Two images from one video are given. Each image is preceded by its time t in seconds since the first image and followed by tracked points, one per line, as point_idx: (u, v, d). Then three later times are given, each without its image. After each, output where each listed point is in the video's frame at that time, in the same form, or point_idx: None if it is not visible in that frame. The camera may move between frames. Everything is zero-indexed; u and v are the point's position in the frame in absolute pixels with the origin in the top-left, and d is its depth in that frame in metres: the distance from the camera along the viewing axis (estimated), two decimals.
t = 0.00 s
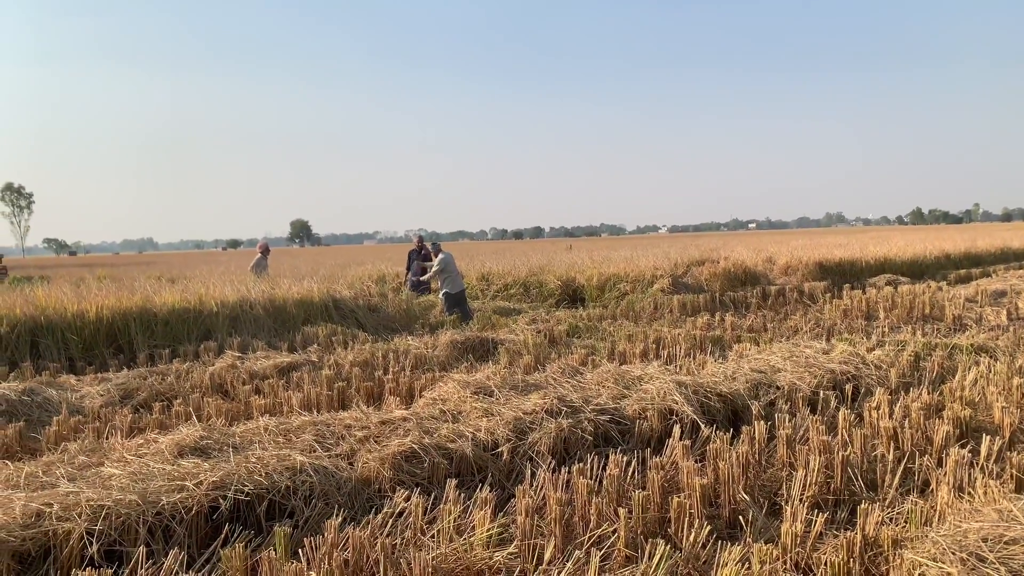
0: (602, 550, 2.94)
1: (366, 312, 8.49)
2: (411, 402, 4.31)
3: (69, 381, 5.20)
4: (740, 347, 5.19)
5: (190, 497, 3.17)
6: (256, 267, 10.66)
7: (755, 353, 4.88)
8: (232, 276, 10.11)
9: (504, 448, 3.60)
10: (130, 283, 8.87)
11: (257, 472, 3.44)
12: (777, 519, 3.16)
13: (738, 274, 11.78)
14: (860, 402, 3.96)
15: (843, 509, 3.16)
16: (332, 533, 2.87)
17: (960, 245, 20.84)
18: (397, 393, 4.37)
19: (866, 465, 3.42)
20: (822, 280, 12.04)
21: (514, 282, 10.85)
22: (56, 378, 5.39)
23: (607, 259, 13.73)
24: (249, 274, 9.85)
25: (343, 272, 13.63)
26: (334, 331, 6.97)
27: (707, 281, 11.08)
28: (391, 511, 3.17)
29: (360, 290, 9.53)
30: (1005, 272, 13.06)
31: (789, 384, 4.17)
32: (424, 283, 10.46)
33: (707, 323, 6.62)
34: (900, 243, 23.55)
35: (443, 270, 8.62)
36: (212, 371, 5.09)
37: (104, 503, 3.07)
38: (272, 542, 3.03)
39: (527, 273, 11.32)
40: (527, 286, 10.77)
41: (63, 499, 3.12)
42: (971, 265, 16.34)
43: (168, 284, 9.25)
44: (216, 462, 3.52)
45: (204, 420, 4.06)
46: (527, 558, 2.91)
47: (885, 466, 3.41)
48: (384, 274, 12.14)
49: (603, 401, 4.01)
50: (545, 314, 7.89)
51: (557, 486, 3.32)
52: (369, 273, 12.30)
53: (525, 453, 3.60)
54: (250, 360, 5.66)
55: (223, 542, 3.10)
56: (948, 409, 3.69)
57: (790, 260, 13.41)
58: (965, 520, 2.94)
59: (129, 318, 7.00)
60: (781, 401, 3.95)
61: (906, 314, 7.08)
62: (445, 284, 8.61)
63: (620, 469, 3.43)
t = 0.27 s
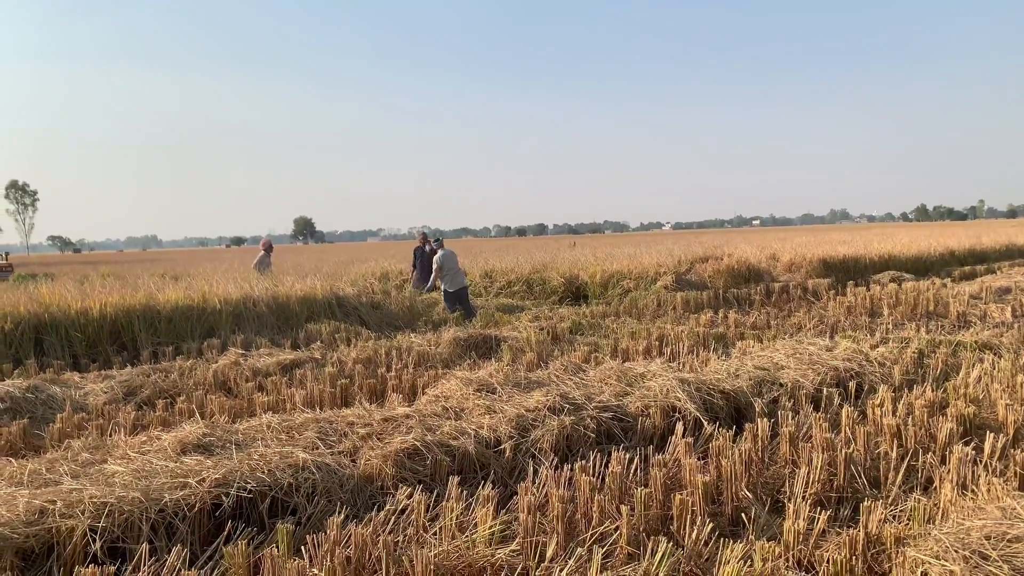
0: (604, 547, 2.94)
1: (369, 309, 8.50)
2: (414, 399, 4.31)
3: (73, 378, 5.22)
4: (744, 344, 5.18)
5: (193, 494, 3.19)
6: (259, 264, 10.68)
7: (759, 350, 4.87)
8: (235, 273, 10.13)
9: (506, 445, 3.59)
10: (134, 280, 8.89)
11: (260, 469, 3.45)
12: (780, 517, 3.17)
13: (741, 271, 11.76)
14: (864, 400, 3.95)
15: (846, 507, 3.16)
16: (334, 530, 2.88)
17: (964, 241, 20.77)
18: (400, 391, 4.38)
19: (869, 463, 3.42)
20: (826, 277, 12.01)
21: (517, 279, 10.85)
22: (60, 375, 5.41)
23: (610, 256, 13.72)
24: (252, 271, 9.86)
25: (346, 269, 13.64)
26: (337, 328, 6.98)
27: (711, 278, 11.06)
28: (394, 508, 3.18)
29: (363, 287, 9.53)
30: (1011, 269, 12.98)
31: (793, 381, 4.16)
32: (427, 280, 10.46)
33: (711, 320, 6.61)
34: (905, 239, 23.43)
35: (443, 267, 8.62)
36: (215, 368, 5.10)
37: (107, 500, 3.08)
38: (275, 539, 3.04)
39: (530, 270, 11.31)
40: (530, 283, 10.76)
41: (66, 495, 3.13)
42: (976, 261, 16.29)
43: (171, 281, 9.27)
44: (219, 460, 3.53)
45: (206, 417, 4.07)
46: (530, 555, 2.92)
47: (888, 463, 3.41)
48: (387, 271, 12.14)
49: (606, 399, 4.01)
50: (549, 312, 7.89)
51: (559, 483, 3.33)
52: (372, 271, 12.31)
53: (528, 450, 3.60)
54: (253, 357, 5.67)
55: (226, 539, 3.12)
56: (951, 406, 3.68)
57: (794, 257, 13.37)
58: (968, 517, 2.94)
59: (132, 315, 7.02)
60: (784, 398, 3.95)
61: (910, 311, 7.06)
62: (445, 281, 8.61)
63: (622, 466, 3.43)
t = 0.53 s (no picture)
0: (605, 544, 2.95)
1: (371, 307, 8.50)
2: (416, 397, 4.32)
3: (76, 376, 5.24)
4: (746, 342, 5.17)
5: (195, 491, 3.20)
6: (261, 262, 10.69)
7: (761, 348, 4.86)
8: (237, 271, 10.14)
9: (508, 443, 3.60)
10: (136, 278, 8.91)
11: (262, 466, 3.46)
12: (781, 514, 3.17)
13: (744, 269, 11.75)
14: (866, 398, 3.95)
15: (848, 504, 3.17)
16: (336, 527, 2.89)
17: (967, 239, 20.73)
18: (402, 388, 4.38)
19: (871, 460, 3.42)
20: (829, 275, 11.99)
21: (519, 277, 10.85)
22: (63, 373, 5.42)
23: (613, 254, 13.72)
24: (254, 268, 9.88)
25: (348, 267, 13.65)
26: (339, 326, 6.98)
27: (713, 275, 11.05)
28: (396, 506, 3.19)
29: (365, 285, 9.54)
30: (1015, 266, 12.94)
31: (795, 379, 4.16)
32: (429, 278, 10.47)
33: (713, 318, 6.60)
34: (908, 237, 23.36)
35: (443, 265, 8.64)
36: (218, 366, 5.11)
37: (109, 497, 3.09)
38: (277, 536, 3.05)
39: (532, 268, 11.31)
40: (532, 281, 10.76)
41: (69, 493, 3.14)
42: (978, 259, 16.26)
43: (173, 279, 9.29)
44: (221, 457, 3.54)
45: (209, 414, 4.08)
46: (531, 552, 2.93)
47: (890, 461, 3.41)
48: (389, 269, 12.16)
49: (608, 396, 4.01)
50: (551, 309, 7.89)
51: (561, 481, 3.33)
52: (374, 268, 12.33)
53: (530, 448, 3.60)
54: (256, 354, 5.68)
55: (228, 536, 3.13)
56: (953, 404, 3.68)
57: (796, 254, 13.35)
58: (969, 515, 2.94)
59: (135, 313, 7.04)
60: (786, 396, 3.94)
61: (913, 308, 7.04)
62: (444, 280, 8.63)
63: (624, 464, 3.44)
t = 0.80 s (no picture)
0: (605, 544, 2.97)
1: (372, 306, 8.52)
2: (417, 397, 4.33)
3: (78, 376, 5.27)
4: (747, 341, 5.17)
5: (196, 491, 3.22)
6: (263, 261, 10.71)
7: (762, 347, 4.87)
8: (238, 270, 10.17)
9: (508, 442, 3.61)
10: (138, 277, 8.94)
11: (263, 466, 3.48)
12: (781, 514, 3.18)
13: (745, 267, 11.74)
14: (867, 397, 3.94)
15: (848, 504, 3.17)
16: (337, 527, 2.91)
17: (971, 237, 20.68)
18: (403, 388, 4.39)
19: (871, 460, 3.42)
20: (830, 274, 11.95)
21: (521, 276, 10.85)
22: (65, 373, 5.45)
23: (614, 253, 13.71)
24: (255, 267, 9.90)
25: (350, 266, 13.66)
26: (340, 326, 7.00)
27: (714, 274, 11.03)
28: (397, 505, 3.21)
29: (367, 284, 9.55)
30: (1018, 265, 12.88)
31: (795, 378, 4.16)
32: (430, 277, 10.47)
33: (714, 318, 6.60)
34: (911, 236, 23.26)
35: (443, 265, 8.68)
36: (219, 366, 5.13)
37: (111, 497, 3.12)
38: (278, 535, 3.07)
39: (533, 267, 11.31)
40: (533, 281, 10.76)
41: (70, 492, 3.17)
42: (981, 258, 16.22)
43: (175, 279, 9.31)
44: (222, 456, 3.56)
45: (210, 414, 4.10)
46: (532, 551, 2.95)
47: (891, 460, 3.40)
48: (390, 269, 12.17)
49: (608, 396, 4.01)
50: (552, 309, 7.90)
51: (561, 480, 3.35)
52: (375, 268, 12.34)
53: (530, 447, 3.61)
54: (257, 354, 5.70)
55: (229, 535, 3.15)
56: (954, 403, 3.68)
57: (798, 253, 13.34)
58: (969, 514, 2.95)
59: (137, 312, 7.07)
60: (786, 396, 3.94)
61: (915, 308, 7.03)
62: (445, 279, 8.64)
63: (624, 463, 3.45)
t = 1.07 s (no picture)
0: (604, 543, 2.97)
1: (372, 306, 8.52)
2: (416, 396, 4.33)
3: (79, 376, 5.28)
4: (746, 341, 5.17)
5: (196, 491, 3.24)
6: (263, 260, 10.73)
7: (761, 347, 4.87)
8: (239, 270, 10.18)
9: (508, 442, 3.61)
10: (139, 277, 8.96)
11: (263, 466, 3.49)
12: (780, 513, 3.18)
13: (746, 267, 11.73)
14: (866, 397, 3.94)
15: (847, 503, 3.17)
16: (336, 527, 2.92)
17: (972, 237, 20.65)
18: (402, 388, 4.40)
19: (870, 459, 3.41)
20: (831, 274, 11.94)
21: (521, 276, 10.85)
22: (65, 373, 5.47)
23: (615, 253, 13.71)
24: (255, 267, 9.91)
25: (351, 266, 13.67)
26: (340, 326, 7.01)
27: (714, 274, 11.02)
28: (396, 505, 3.22)
29: (367, 284, 9.56)
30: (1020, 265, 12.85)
31: (794, 378, 4.15)
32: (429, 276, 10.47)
33: (714, 318, 6.60)
34: (912, 236, 23.20)
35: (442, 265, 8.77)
36: (219, 366, 5.15)
37: (111, 497, 3.13)
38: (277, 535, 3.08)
39: (534, 267, 11.31)
40: (534, 281, 10.77)
41: (70, 492, 3.18)
42: (983, 258, 16.19)
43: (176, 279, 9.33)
44: (222, 456, 3.57)
45: (210, 414, 4.11)
46: (530, 551, 2.96)
47: (890, 460, 3.40)
48: (391, 269, 12.18)
49: (607, 396, 4.02)
50: (552, 309, 7.90)
51: (560, 480, 3.35)
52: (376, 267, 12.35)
53: (530, 447, 3.62)
54: (258, 354, 5.71)
55: (229, 535, 3.17)
56: (953, 403, 3.67)
57: (799, 253, 13.32)
58: (967, 514, 2.95)
59: (138, 313, 7.09)
60: (786, 395, 3.94)
61: (915, 308, 7.02)
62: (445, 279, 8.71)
63: (623, 463, 3.45)
